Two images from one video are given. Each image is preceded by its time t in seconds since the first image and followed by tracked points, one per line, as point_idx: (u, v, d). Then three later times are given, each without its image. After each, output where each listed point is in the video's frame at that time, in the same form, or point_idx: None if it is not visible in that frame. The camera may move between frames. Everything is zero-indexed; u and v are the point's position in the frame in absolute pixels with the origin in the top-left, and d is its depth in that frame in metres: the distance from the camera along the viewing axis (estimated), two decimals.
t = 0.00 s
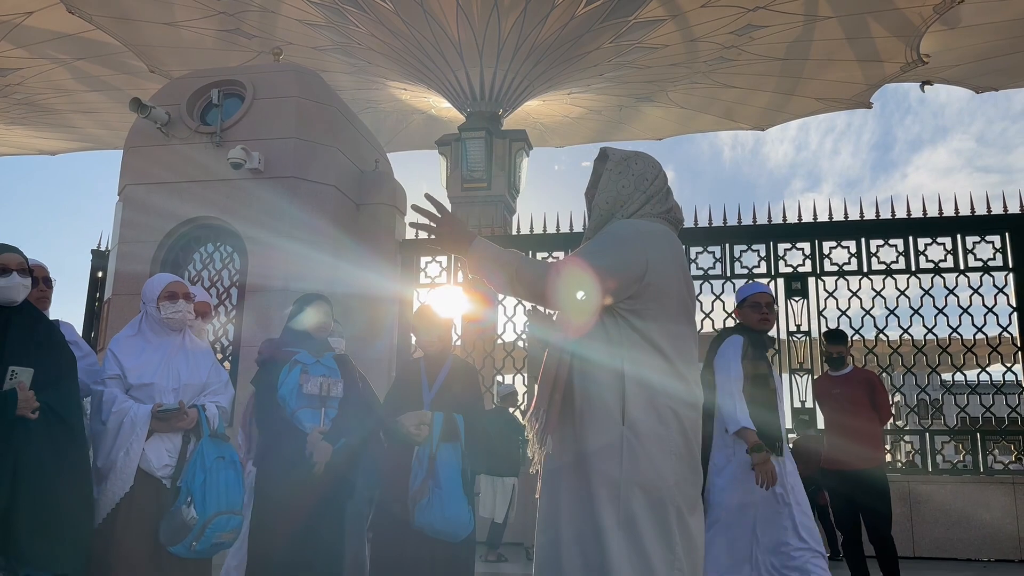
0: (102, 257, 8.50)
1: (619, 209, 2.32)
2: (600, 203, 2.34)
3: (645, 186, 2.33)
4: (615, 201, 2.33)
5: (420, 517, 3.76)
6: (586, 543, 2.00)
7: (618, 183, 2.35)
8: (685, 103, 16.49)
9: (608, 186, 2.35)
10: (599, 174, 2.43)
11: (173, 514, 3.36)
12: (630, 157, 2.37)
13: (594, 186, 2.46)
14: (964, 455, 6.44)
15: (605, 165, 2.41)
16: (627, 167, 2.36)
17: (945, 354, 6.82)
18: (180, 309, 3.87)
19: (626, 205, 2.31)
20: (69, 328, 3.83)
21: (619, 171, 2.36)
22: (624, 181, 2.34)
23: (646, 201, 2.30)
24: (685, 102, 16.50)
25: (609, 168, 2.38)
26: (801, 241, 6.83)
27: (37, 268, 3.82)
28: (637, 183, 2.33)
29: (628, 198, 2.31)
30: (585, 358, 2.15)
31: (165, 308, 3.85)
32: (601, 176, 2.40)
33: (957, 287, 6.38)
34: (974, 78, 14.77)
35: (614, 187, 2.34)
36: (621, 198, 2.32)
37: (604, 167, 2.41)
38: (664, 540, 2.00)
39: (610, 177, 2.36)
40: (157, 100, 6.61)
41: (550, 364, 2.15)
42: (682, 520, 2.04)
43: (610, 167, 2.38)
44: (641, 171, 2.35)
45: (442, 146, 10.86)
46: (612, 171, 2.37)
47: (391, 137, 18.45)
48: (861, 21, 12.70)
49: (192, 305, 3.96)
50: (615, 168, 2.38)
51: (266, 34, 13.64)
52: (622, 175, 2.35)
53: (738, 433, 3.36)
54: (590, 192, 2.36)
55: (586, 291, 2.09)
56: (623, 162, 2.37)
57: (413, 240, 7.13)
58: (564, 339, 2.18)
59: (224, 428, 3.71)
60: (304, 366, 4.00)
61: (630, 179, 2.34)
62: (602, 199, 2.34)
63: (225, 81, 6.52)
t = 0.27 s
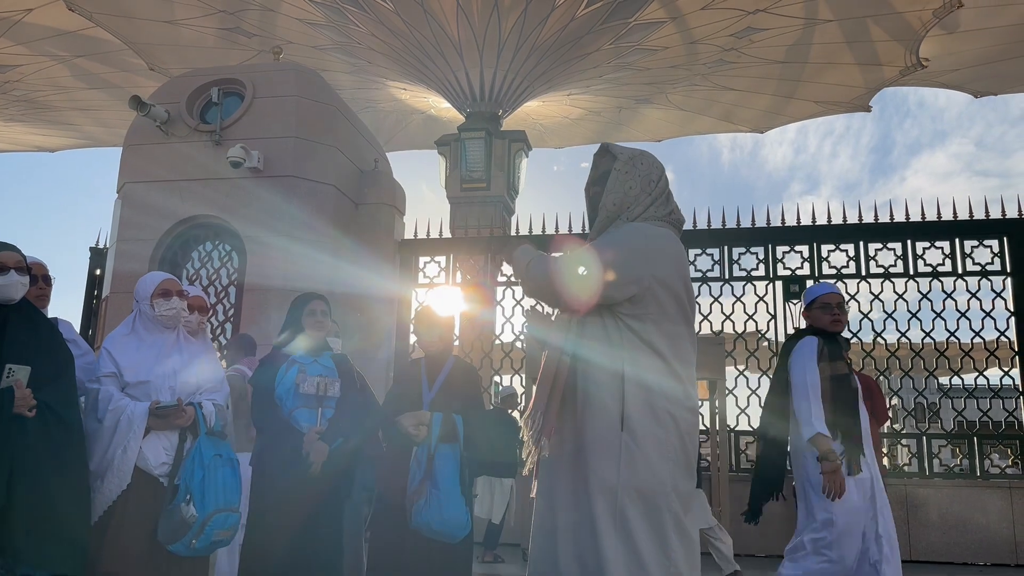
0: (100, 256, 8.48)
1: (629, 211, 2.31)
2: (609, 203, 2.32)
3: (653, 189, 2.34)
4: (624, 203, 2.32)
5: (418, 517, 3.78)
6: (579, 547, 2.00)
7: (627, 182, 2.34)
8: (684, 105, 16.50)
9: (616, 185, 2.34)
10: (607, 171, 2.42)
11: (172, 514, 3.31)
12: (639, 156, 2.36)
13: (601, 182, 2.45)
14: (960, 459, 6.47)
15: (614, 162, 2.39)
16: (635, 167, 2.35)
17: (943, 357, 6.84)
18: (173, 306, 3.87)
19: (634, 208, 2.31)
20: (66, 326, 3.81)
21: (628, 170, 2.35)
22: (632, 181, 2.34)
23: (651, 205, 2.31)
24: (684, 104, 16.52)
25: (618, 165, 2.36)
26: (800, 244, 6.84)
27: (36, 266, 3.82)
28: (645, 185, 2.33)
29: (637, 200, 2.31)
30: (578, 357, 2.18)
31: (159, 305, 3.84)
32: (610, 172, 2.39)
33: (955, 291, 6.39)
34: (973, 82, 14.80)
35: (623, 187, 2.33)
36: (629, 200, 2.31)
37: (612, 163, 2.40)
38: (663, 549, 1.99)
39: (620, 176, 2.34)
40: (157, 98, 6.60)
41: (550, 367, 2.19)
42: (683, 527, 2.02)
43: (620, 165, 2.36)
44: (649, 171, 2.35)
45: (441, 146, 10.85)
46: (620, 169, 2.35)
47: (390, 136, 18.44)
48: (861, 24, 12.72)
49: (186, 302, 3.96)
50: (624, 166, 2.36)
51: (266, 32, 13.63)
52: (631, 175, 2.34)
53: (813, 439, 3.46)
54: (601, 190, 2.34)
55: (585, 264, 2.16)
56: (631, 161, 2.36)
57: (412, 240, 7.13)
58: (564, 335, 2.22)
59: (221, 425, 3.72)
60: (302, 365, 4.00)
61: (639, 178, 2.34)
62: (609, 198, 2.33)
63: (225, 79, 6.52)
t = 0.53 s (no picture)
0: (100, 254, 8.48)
1: (631, 213, 2.31)
2: (610, 204, 2.31)
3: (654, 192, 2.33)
4: (626, 204, 2.31)
5: (416, 518, 3.75)
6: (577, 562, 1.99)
7: (628, 184, 2.32)
8: (685, 109, 16.51)
9: (618, 186, 2.33)
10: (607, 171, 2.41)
11: (172, 512, 3.33)
12: (640, 156, 2.35)
13: (601, 180, 2.43)
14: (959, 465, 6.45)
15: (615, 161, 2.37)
16: (637, 168, 2.33)
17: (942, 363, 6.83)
18: (169, 304, 3.86)
19: (637, 210, 2.30)
20: (66, 323, 3.80)
21: (629, 170, 2.33)
22: (633, 182, 2.32)
23: (653, 208, 2.31)
24: (685, 108, 16.52)
25: (620, 165, 2.34)
26: (800, 249, 6.84)
27: (35, 262, 3.81)
28: (646, 187, 2.32)
29: (639, 203, 2.31)
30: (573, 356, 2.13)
31: (155, 303, 3.84)
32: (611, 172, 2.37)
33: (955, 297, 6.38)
34: (975, 89, 14.80)
35: (624, 189, 2.32)
36: (632, 202, 2.31)
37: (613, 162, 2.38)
38: (663, 563, 1.99)
39: (622, 177, 2.33)
40: (158, 97, 6.60)
41: (553, 370, 2.13)
42: (682, 543, 2.03)
43: (621, 165, 2.34)
44: (650, 172, 2.34)
45: (442, 148, 10.85)
46: (620, 170, 2.33)
47: (391, 137, 18.45)
48: (863, 30, 12.74)
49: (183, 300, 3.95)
50: (625, 166, 2.34)
51: (268, 32, 13.64)
52: (632, 177, 2.33)
53: (879, 442, 3.14)
54: (602, 191, 2.32)
55: (584, 293, 2.09)
56: (632, 161, 2.34)
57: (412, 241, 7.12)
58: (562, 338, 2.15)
59: (218, 424, 3.71)
60: (300, 365, 3.99)
61: (639, 181, 2.33)
62: (610, 199, 2.32)
63: (226, 78, 6.51)
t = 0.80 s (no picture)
0: (101, 253, 8.48)
1: (623, 218, 2.32)
2: (603, 210, 2.32)
3: (651, 194, 2.34)
4: (619, 210, 2.33)
5: (413, 520, 3.75)
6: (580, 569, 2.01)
7: (620, 188, 2.32)
8: (686, 113, 16.52)
9: (610, 190, 2.32)
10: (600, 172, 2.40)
11: (174, 510, 3.34)
12: (633, 159, 2.35)
13: (594, 184, 2.42)
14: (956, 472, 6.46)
15: (606, 166, 2.37)
16: (630, 172, 2.33)
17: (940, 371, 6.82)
18: (168, 305, 3.85)
19: (628, 215, 2.32)
20: (64, 322, 3.81)
21: (622, 173, 2.33)
22: (627, 186, 2.32)
23: (657, 209, 2.32)
24: (686, 113, 16.54)
25: (608, 171, 2.35)
26: (799, 254, 6.85)
27: (34, 261, 3.81)
28: (639, 190, 2.32)
29: (632, 207, 2.32)
30: (577, 359, 2.12)
31: (153, 304, 3.83)
32: (602, 176, 2.36)
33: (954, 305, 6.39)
34: (976, 96, 14.83)
35: (616, 193, 2.32)
36: (625, 207, 2.32)
37: (604, 166, 2.38)
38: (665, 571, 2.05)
39: (613, 179, 2.33)
40: (160, 96, 6.60)
41: (564, 376, 2.11)
42: (682, 550, 2.11)
43: (612, 170, 2.34)
44: (644, 175, 2.34)
45: (443, 150, 10.85)
46: (611, 174, 2.33)
47: (392, 139, 18.46)
48: (864, 36, 12.76)
49: (182, 301, 3.94)
50: (617, 170, 2.34)
51: (270, 33, 13.65)
52: (626, 180, 2.32)
53: (976, 458, 3.12)
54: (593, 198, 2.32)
55: (585, 293, 2.15)
56: (624, 164, 2.34)
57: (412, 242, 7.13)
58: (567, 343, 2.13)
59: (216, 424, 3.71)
60: (299, 365, 3.98)
61: (633, 184, 2.32)
62: (603, 206, 2.33)
63: (228, 78, 6.52)
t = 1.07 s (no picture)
0: (100, 252, 8.48)
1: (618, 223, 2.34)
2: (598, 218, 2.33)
3: (649, 197, 2.34)
4: (615, 217, 2.34)
5: (410, 522, 3.73)
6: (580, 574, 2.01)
7: (616, 195, 2.33)
8: (687, 119, 16.54)
9: (606, 198, 2.34)
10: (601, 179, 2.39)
11: (168, 511, 3.32)
12: (630, 163, 2.35)
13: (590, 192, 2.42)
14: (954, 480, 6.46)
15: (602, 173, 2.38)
16: (625, 177, 2.34)
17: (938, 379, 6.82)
18: (170, 303, 3.85)
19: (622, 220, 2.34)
20: (63, 320, 3.80)
21: (618, 179, 2.34)
22: (623, 192, 2.33)
23: (658, 210, 2.32)
24: (686, 119, 16.57)
25: (602, 180, 2.37)
26: (799, 260, 6.85)
27: (34, 258, 3.82)
28: (635, 195, 2.33)
29: (627, 212, 2.33)
30: (576, 362, 2.13)
31: (157, 302, 3.83)
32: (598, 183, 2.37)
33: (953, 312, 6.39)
34: (977, 104, 14.84)
35: (612, 200, 2.33)
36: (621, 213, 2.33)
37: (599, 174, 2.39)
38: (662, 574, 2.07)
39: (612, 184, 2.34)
40: (161, 96, 6.61)
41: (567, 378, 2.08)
42: (678, 552, 2.12)
43: (606, 177, 2.35)
44: (641, 179, 2.34)
45: (443, 153, 10.86)
46: (606, 181, 2.35)
47: (393, 141, 18.47)
48: (866, 44, 12.79)
49: (184, 300, 3.94)
50: (612, 176, 2.35)
51: (272, 35, 13.67)
52: (622, 186, 2.33)
53: None
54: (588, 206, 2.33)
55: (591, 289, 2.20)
56: (619, 171, 2.35)
57: (411, 244, 7.13)
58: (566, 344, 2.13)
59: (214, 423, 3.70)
60: (298, 365, 3.98)
61: (629, 188, 2.33)
62: (599, 213, 2.34)
63: (230, 79, 6.53)
